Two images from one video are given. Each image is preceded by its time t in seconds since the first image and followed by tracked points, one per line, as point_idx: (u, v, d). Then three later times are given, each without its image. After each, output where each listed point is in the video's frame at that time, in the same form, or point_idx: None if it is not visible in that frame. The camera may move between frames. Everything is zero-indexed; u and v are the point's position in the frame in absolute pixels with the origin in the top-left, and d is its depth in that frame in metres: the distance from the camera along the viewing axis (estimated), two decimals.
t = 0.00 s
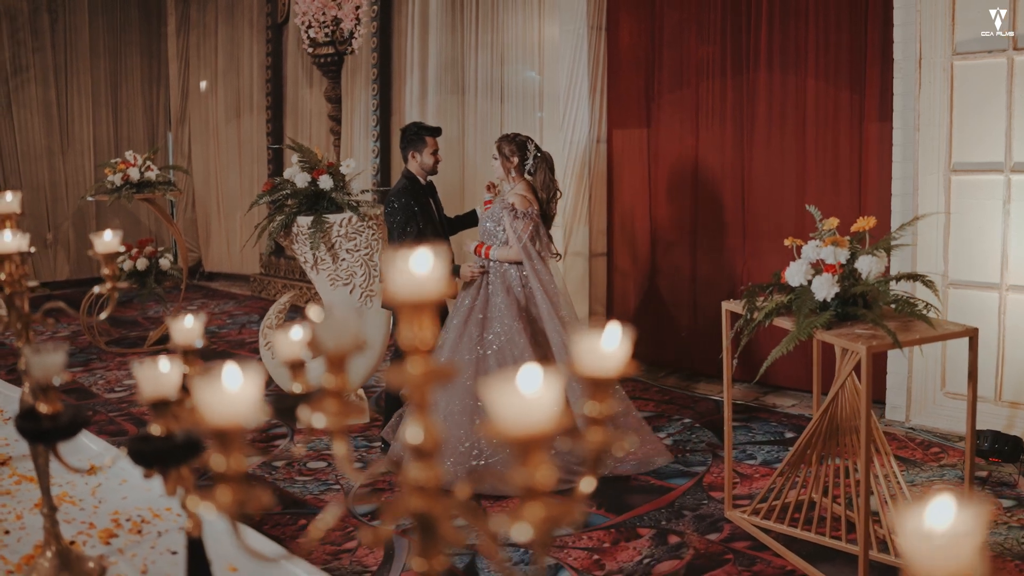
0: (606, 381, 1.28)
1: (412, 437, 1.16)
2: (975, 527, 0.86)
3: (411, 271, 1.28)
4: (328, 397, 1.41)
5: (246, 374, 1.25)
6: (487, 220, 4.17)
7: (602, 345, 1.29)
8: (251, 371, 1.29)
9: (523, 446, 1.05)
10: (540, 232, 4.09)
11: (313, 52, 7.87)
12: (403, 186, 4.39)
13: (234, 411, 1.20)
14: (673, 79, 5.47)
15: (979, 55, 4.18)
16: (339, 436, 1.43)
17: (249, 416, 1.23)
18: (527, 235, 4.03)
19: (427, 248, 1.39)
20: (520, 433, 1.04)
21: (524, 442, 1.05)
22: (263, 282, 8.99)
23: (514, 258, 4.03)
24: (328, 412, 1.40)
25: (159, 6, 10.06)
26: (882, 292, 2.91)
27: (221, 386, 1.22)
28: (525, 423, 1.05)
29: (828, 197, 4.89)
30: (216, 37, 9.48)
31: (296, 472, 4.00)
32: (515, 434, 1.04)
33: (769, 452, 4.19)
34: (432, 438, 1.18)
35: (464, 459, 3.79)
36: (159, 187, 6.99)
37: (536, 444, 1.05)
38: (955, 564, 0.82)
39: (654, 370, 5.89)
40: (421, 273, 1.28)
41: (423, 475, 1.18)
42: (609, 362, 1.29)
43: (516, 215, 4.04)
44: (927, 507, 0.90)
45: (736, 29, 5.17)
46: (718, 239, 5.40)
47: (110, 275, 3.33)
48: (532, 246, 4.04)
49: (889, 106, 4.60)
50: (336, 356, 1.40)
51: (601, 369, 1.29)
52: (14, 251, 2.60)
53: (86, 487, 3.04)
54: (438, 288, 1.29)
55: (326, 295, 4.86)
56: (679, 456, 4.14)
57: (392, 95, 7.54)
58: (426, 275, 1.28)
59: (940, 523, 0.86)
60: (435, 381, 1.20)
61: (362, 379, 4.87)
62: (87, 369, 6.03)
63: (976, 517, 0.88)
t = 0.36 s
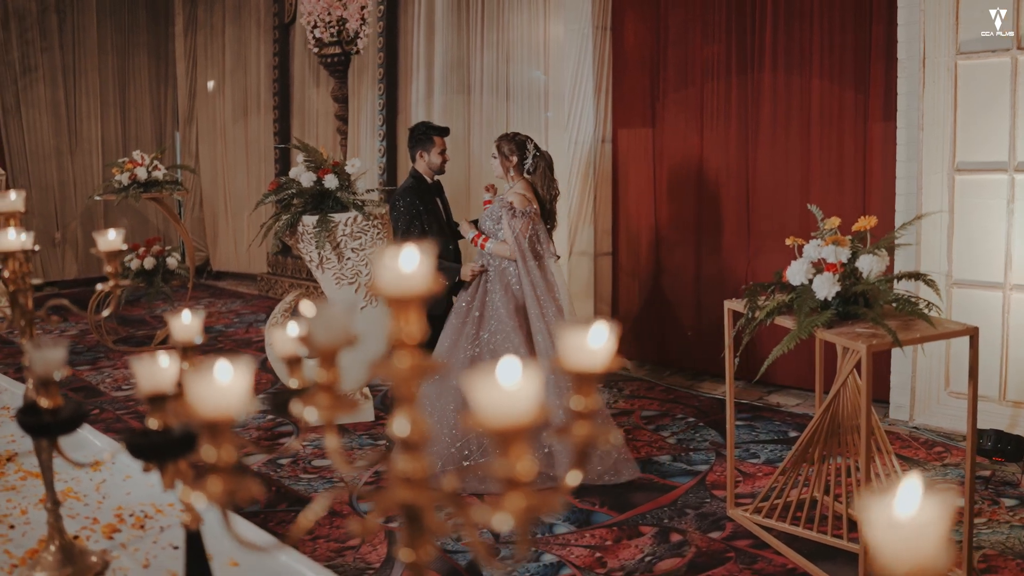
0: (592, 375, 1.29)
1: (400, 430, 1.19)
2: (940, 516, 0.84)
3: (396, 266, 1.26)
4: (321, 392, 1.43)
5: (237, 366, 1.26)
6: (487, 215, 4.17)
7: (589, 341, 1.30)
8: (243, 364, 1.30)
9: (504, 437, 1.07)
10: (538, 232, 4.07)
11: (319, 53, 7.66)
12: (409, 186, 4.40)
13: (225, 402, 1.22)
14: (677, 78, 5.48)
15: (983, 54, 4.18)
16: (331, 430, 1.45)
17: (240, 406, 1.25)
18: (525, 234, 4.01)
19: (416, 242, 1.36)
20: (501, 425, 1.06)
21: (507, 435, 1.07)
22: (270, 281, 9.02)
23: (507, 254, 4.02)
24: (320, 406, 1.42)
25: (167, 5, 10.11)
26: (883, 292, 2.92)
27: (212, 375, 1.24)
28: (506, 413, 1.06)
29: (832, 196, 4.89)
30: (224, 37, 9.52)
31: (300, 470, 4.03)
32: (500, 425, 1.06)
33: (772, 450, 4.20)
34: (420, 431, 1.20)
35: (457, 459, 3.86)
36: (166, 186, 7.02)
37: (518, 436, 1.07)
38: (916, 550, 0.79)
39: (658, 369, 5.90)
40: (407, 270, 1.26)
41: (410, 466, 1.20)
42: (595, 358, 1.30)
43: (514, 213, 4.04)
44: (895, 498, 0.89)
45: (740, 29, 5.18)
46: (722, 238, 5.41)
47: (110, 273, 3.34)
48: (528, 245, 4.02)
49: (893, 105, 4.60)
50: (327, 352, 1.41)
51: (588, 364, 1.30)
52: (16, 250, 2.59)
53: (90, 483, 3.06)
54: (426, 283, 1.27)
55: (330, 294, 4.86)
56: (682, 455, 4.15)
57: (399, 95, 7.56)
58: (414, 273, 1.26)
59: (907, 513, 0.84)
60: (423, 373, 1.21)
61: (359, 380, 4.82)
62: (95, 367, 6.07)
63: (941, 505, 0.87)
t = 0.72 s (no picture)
0: (576, 370, 1.31)
1: (386, 423, 1.20)
2: (902, 504, 0.93)
3: (380, 264, 1.31)
4: (312, 386, 1.43)
5: (227, 361, 1.28)
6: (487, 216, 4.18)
7: (570, 337, 1.33)
8: (233, 359, 1.32)
9: (484, 428, 1.09)
10: (534, 232, 4.10)
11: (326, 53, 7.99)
12: (414, 185, 4.40)
13: (214, 395, 1.24)
14: (681, 78, 5.48)
15: (985, 54, 4.18)
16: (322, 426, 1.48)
17: (229, 399, 1.26)
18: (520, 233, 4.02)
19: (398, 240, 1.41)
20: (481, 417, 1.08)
21: (487, 425, 1.09)
22: (277, 280, 9.05)
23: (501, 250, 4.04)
24: (310, 402, 1.44)
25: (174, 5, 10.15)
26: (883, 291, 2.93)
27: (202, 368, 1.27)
28: (487, 405, 1.09)
29: (835, 195, 4.90)
30: (230, 37, 9.55)
31: (303, 467, 4.05)
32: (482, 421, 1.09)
33: (774, 449, 4.21)
34: (406, 424, 1.22)
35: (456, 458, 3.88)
36: (173, 185, 7.06)
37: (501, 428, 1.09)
38: (879, 543, 0.89)
39: (662, 369, 5.90)
40: (390, 268, 1.31)
41: (396, 459, 1.21)
42: (578, 353, 1.32)
43: (512, 212, 4.05)
44: (858, 487, 0.97)
45: (744, 29, 5.18)
46: (726, 238, 5.41)
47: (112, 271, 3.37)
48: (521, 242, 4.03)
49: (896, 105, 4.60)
50: (317, 348, 1.43)
51: (572, 360, 1.32)
52: (20, 248, 2.64)
53: (94, 479, 3.09)
54: (412, 280, 1.32)
55: (335, 293, 4.90)
56: (684, 453, 4.16)
57: (404, 94, 7.58)
58: (398, 271, 1.30)
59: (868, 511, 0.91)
60: (409, 367, 1.23)
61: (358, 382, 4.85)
62: (101, 365, 6.11)
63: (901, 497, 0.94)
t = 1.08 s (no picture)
0: (560, 367, 1.33)
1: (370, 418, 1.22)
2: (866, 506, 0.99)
3: (365, 261, 1.33)
4: (301, 383, 1.46)
5: (214, 358, 1.32)
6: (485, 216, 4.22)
7: (554, 332, 1.35)
8: (220, 356, 1.35)
9: (463, 423, 1.11)
10: (529, 232, 4.12)
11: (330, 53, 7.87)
12: (417, 185, 4.41)
13: (202, 389, 1.27)
14: (684, 78, 5.50)
15: (986, 54, 4.18)
16: (311, 421, 1.50)
17: (217, 396, 1.30)
18: (513, 232, 4.04)
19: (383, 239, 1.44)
20: (458, 410, 1.10)
21: (464, 420, 1.11)
22: (282, 279, 9.08)
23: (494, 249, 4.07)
24: (300, 397, 1.46)
25: (179, 5, 10.19)
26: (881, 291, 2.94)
27: (192, 365, 1.30)
28: (465, 400, 1.11)
29: (836, 195, 4.90)
30: (236, 37, 9.59)
31: (306, 465, 4.07)
32: (458, 411, 1.10)
33: (774, 448, 4.22)
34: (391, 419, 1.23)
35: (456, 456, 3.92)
36: (178, 185, 7.09)
37: (476, 422, 1.11)
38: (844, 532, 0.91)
39: (665, 368, 5.91)
40: (374, 264, 1.33)
41: (381, 454, 1.22)
42: (562, 349, 1.34)
43: (508, 211, 4.07)
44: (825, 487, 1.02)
45: (746, 29, 5.20)
46: (729, 237, 5.42)
47: (113, 269, 3.40)
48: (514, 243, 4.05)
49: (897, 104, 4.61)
50: (308, 344, 1.45)
51: (555, 357, 1.34)
52: (21, 247, 2.68)
53: (96, 476, 3.11)
54: (395, 276, 1.35)
55: (339, 293, 4.95)
56: (685, 453, 4.17)
57: (408, 95, 7.59)
58: (382, 265, 1.33)
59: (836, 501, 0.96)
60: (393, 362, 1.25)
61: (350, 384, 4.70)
62: (107, 364, 6.14)
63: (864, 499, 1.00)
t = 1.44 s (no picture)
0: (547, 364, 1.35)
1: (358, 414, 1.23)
2: (838, 493, 0.98)
3: (352, 258, 1.35)
4: (293, 380, 1.50)
5: (205, 354, 1.34)
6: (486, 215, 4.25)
7: (541, 329, 1.36)
8: (212, 354, 1.36)
9: (446, 420, 1.13)
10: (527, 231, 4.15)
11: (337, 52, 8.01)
12: (422, 185, 4.42)
13: (193, 387, 1.29)
14: (688, 78, 5.50)
15: (990, 53, 4.17)
16: (303, 415, 1.52)
17: (209, 392, 1.32)
18: (510, 231, 4.07)
19: (370, 238, 1.46)
20: (443, 407, 1.13)
21: (448, 417, 1.13)
22: (289, 278, 9.11)
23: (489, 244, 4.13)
24: (292, 394, 1.49)
25: (187, 4, 10.22)
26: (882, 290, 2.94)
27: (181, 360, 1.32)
28: (448, 397, 1.13)
29: (841, 194, 4.90)
30: (243, 37, 9.61)
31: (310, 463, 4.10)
32: (441, 408, 1.13)
33: (777, 447, 4.22)
34: (378, 415, 1.24)
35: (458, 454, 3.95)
36: (185, 184, 7.12)
37: (459, 419, 1.14)
38: (813, 526, 0.93)
39: (669, 367, 5.92)
40: (360, 260, 1.35)
41: (369, 449, 1.23)
42: (550, 346, 1.35)
43: (506, 211, 4.11)
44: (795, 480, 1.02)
45: (751, 29, 5.20)
46: (733, 237, 5.43)
47: (116, 267, 3.42)
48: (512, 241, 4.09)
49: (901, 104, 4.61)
50: (299, 342, 1.47)
51: (542, 354, 1.35)
52: (24, 246, 2.71)
53: (100, 473, 3.14)
54: (381, 273, 1.37)
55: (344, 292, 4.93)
56: (688, 451, 4.18)
57: (414, 94, 7.62)
58: (369, 261, 1.35)
59: (807, 494, 0.97)
60: (380, 358, 1.27)
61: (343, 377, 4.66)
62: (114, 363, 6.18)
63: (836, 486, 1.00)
